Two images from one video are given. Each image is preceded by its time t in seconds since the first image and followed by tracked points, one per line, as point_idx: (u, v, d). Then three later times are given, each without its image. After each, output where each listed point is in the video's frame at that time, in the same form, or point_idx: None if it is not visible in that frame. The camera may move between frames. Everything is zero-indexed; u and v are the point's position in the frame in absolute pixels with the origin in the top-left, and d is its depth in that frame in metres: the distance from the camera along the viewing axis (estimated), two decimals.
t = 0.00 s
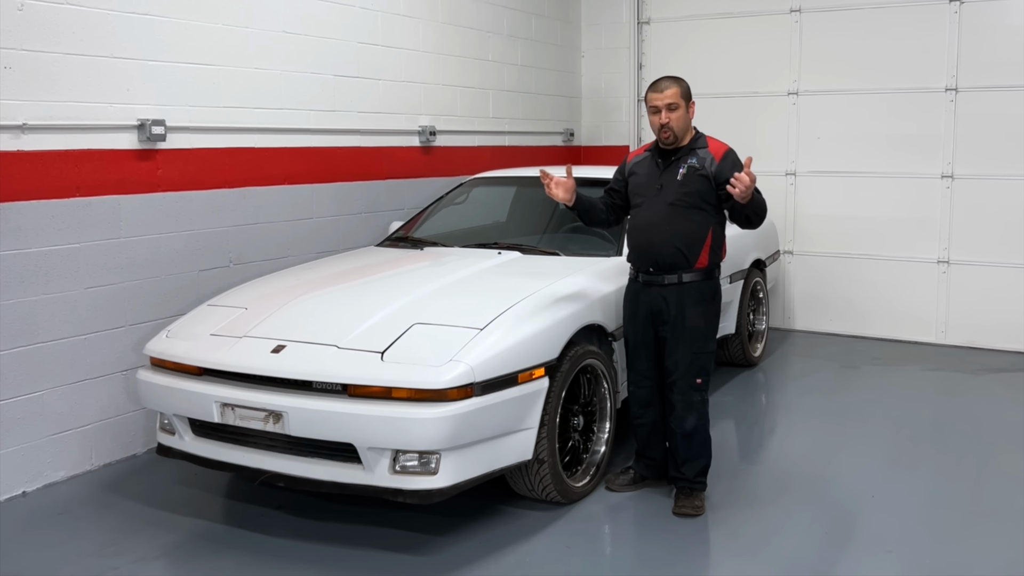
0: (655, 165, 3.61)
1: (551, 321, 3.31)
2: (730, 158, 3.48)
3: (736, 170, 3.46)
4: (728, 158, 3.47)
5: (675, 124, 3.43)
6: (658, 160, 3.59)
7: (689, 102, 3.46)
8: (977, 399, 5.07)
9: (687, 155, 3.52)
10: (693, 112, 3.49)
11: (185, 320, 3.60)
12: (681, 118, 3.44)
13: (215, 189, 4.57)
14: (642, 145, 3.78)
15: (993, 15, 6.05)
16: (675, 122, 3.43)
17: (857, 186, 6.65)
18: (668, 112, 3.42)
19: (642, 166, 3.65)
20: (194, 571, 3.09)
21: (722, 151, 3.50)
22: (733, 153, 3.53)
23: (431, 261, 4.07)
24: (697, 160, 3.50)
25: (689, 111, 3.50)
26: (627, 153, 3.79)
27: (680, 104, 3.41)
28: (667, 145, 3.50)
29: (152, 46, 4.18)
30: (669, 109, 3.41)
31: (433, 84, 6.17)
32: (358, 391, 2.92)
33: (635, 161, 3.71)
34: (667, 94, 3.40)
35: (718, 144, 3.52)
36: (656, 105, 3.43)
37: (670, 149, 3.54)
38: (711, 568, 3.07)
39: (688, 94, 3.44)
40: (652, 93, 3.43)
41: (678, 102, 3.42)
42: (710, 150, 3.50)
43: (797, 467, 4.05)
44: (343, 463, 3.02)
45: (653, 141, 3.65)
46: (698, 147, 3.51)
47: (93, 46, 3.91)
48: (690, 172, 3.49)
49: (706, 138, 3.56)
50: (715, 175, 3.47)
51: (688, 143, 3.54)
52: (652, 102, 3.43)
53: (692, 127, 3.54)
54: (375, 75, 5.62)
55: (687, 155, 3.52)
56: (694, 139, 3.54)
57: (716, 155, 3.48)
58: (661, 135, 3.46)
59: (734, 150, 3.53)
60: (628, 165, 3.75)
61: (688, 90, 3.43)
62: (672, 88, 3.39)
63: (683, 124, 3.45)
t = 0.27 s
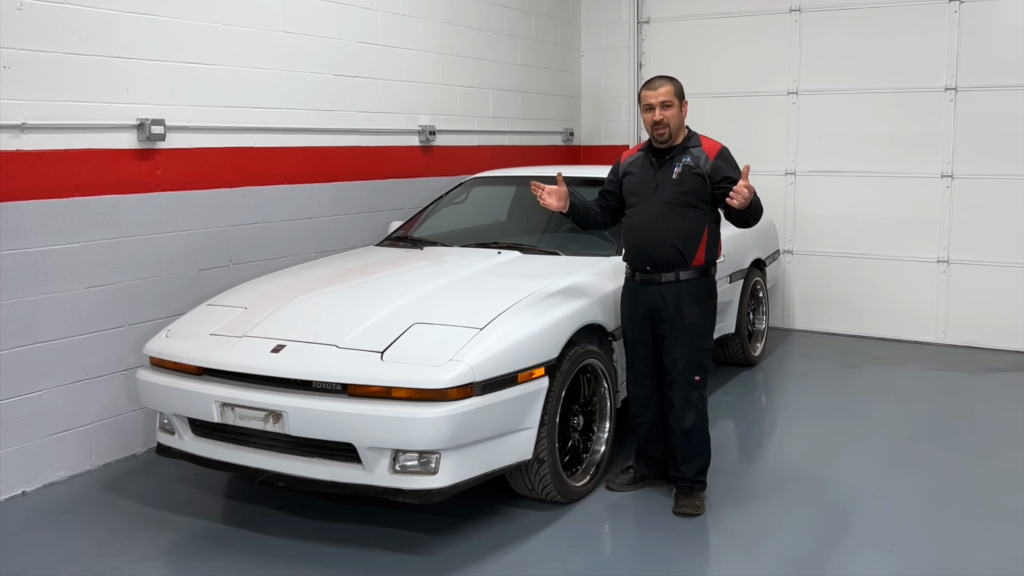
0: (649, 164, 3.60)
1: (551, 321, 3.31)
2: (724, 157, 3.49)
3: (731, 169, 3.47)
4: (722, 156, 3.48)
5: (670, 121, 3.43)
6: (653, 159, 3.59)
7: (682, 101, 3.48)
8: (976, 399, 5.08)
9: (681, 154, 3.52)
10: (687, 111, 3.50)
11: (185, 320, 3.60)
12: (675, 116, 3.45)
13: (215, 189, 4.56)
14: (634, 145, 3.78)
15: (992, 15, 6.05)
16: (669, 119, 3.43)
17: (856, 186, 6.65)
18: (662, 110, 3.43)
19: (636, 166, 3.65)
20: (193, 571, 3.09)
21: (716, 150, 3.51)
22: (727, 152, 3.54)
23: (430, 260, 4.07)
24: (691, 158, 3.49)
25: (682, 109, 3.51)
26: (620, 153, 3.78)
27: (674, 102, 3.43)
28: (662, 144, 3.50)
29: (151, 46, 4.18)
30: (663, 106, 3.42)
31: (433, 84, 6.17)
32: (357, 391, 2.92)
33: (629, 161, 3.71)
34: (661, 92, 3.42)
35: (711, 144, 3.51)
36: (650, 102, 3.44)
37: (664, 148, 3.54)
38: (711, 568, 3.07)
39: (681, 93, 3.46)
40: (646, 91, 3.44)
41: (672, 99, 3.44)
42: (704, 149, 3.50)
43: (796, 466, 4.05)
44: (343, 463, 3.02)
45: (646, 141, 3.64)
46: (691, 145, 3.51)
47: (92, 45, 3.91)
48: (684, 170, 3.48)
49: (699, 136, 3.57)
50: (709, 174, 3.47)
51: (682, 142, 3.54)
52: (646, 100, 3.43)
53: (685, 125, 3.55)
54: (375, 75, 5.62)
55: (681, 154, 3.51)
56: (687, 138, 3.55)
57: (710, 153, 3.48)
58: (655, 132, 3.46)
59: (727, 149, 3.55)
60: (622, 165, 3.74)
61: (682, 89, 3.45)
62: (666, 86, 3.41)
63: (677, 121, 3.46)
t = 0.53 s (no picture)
0: (646, 163, 3.59)
1: (552, 321, 3.31)
2: (721, 156, 3.50)
3: (727, 169, 3.49)
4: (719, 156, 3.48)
5: (662, 124, 3.43)
6: (650, 159, 3.57)
7: (679, 102, 3.46)
8: (977, 398, 5.07)
9: (679, 153, 3.51)
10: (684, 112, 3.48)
11: (185, 319, 3.59)
12: (669, 118, 3.44)
13: (215, 188, 4.56)
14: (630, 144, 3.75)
15: (992, 14, 6.05)
16: (662, 122, 3.43)
17: (856, 185, 6.65)
18: (656, 112, 3.43)
19: (633, 165, 3.63)
20: (193, 571, 3.09)
21: (713, 150, 3.50)
22: (724, 151, 3.54)
23: (430, 260, 4.07)
24: (689, 158, 3.49)
25: (680, 112, 3.50)
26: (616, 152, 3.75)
27: (668, 105, 3.42)
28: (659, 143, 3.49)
29: (151, 45, 4.18)
30: (656, 109, 3.42)
31: (433, 83, 6.17)
32: (357, 390, 2.92)
33: (627, 160, 3.67)
34: (655, 95, 3.41)
35: (708, 143, 3.51)
36: (645, 104, 3.44)
37: (661, 147, 3.53)
38: (711, 567, 3.07)
39: (678, 95, 3.44)
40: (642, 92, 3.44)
41: (668, 102, 3.42)
42: (702, 148, 3.50)
43: (797, 466, 4.05)
44: (343, 463, 3.02)
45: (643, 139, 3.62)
46: (689, 144, 3.50)
47: (92, 45, 3.91)
48: (683, 170, 3.48)
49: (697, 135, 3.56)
50: (707, 173, 3.48)
51: (679, 142, 3.53)
52: (643, 101, 3.44)
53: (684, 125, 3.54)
54: (374, 74, 5.61)
55: (678, 153, 3.50)
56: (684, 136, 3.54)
57: (708, 153, 3.48)
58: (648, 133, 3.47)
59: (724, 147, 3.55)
60: (618, 164, 3.71)
61: (678, 91, 3.43)
62: (661, 88, 3.39)
63: (671, 123, 3.45)
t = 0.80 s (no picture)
0: (650, 162, 3.57)
1: (552, 320, 3.31)
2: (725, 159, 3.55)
3: (731, 170, 3.54)
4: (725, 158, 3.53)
5: (682, 121, 3.44)
6: (654, 158, 3.56)
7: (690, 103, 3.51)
8: (977, 398, 5.08)
9: (684, 153, 3.52)
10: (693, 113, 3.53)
11: (185, 319, 3.59)
12: (686, 116, 3.46)
13: (216, 187, 4.56)
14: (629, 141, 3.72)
15: (992, 14, 6.05)
16: (683, 119, 3.43)
17: (857, 184, 6.65)
18: (677, 109, 3.42)
19: (636, 163, 3.60)
20: (193, 570, 3.09)
21: (717, 152, 3.56)
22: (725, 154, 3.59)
23: (431, 259, 4.07)
24: (695, 159, 3.51)
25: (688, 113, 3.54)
26: (615, 148, 3.71)
27: (687, 103, 3.44)
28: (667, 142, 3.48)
29: (152, 45, 4.18)
30: (678, 106, 3.42)
31: (433, 83, 6.17)
32: (358, 389, 2.92)
33: (626, 157, 3.64)
34: (677, 91, 3.40)
35: (712, 145, 3.57)
36: (666, 100, 3.42)
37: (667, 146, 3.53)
38: (711, 567, 3.07)
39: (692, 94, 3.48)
40: (661, 87, 3.41)
41: (685, 100, 3.45)
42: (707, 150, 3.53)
43: (797, 465, 4.05)
44: (343, 462, 3.02)
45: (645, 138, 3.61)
46: (694, 145, 3.54)
47: (93, 45, 3.91)
48: (690, 170, 3.49)
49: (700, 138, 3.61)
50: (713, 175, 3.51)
51: (684, 142, 3.55)
52: (663, 96, 3.41)
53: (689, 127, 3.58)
54: (374, 74, 5.61)
55: (684, 154, 3.52)
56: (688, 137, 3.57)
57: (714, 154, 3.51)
58: (666, 129, 3.43)
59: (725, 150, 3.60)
60: (618, 161, 3.67)
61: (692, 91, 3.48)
62: (683, 86, 3.41)
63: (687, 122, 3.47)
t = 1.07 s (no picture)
0: (653, 161, 3.56)
1: (553, 319, 3.31)
2: (729, 160, 3.55)
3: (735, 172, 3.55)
4: (729, 160, 3.53)
5: (679, 124, 3.43)
6: (658, 157, 3.55)
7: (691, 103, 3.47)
8: (978, 397, 5.08)
9: (688, 154, 3.52)
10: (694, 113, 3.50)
11: (186, 318, 3.59)
12: (685, 118, 3.44)
13: (216, 186, 4.57)
14: (631, 140, 3.70)
15: (993, 13, 6.04)
16: (679, 122, 3.42)
17: (857, 184, 6.65)
18: (673, 111, 3.42)
19: (640, 162, 3.59)
20: (194, 569, 3.09)
21: (721, 153, 3.54)
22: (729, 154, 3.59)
23: (431, 259, 4.07)
24: (699, 160, 3.51)
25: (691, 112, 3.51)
26: (617, 147, 3.70)
27: (686, 105, 3.42)
28: (670, 143, 3.48)
29: (152, 44, 4.18)
30: (675, 108, 3.41)
31: (434, 82, 6.17)
32: (359, 388, 2.92)
33: (629, 157, 3.63)
34: (674, 93, 3.39)
35: (717, 145, 3.54)
36: (662, 102, 3.42)
37: (671, 147, 3.52)
38: (712, 566, 3.07)
39: (693, 95, 3.44)
40: (659, 89, 3.41)
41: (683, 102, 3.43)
42: (711, 151, 3.53)
43: (798, 464, 4.05)
44: (344, 461, 3.02)
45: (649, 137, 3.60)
46: (698, 146, 3.53)
47: (94, 44, 3.91)
48: (694, 172, 3.50)
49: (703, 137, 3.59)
50: (717, 176, 3.51)
51: (687, 142, 3.54)
52: (659, 99, 3.41)
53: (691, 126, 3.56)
54: (375, 73, 5.61)
55: (688, 155, 3.52)
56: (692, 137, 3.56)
57: (718, 156, 3.51)
58: (662, 132, 3.44)
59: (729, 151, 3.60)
60: (620, 161, 3.66)
61: (693, 91, 3.44)
62: (681, 88, 3.38)
63: (685, 124, 3.46)
